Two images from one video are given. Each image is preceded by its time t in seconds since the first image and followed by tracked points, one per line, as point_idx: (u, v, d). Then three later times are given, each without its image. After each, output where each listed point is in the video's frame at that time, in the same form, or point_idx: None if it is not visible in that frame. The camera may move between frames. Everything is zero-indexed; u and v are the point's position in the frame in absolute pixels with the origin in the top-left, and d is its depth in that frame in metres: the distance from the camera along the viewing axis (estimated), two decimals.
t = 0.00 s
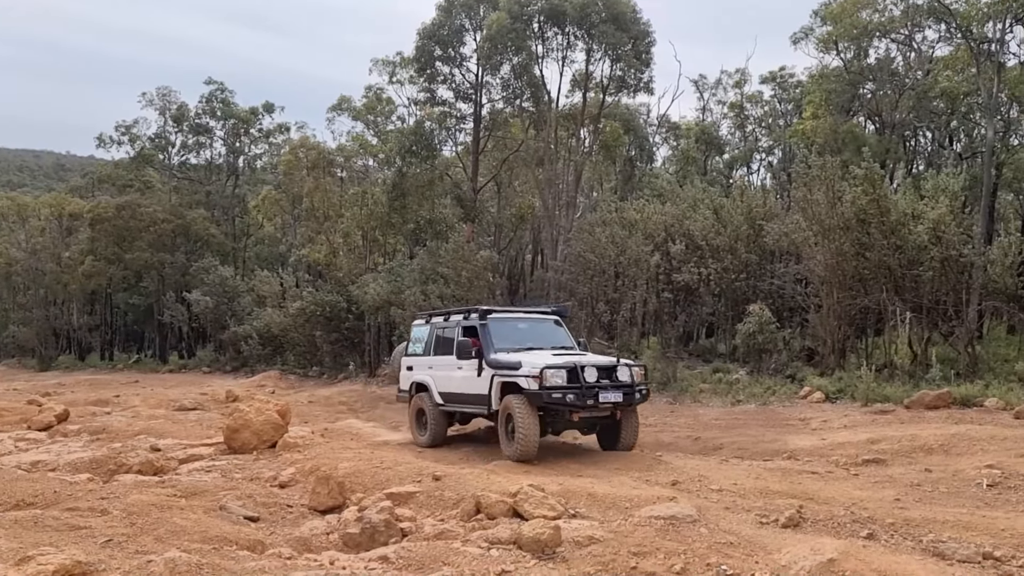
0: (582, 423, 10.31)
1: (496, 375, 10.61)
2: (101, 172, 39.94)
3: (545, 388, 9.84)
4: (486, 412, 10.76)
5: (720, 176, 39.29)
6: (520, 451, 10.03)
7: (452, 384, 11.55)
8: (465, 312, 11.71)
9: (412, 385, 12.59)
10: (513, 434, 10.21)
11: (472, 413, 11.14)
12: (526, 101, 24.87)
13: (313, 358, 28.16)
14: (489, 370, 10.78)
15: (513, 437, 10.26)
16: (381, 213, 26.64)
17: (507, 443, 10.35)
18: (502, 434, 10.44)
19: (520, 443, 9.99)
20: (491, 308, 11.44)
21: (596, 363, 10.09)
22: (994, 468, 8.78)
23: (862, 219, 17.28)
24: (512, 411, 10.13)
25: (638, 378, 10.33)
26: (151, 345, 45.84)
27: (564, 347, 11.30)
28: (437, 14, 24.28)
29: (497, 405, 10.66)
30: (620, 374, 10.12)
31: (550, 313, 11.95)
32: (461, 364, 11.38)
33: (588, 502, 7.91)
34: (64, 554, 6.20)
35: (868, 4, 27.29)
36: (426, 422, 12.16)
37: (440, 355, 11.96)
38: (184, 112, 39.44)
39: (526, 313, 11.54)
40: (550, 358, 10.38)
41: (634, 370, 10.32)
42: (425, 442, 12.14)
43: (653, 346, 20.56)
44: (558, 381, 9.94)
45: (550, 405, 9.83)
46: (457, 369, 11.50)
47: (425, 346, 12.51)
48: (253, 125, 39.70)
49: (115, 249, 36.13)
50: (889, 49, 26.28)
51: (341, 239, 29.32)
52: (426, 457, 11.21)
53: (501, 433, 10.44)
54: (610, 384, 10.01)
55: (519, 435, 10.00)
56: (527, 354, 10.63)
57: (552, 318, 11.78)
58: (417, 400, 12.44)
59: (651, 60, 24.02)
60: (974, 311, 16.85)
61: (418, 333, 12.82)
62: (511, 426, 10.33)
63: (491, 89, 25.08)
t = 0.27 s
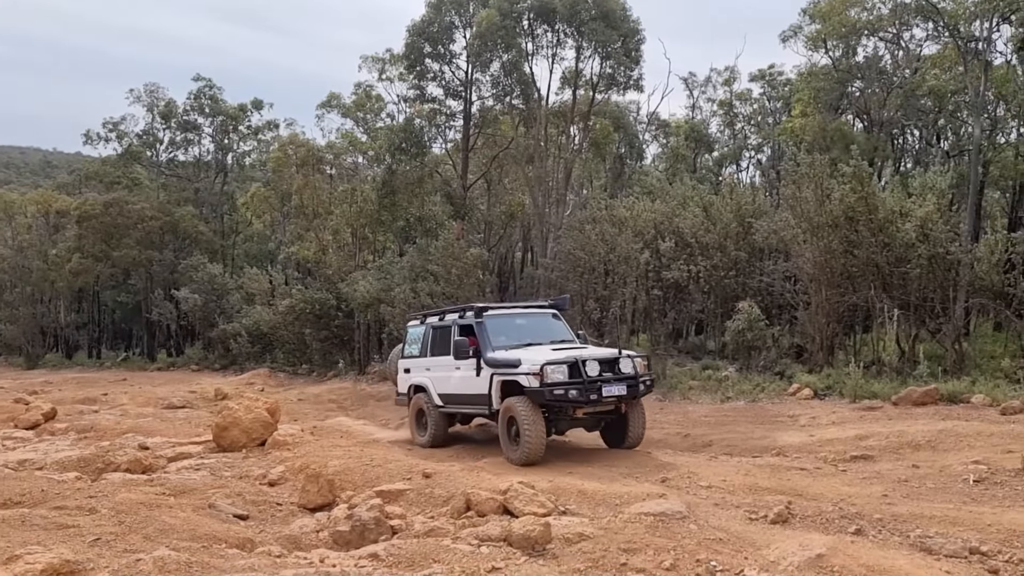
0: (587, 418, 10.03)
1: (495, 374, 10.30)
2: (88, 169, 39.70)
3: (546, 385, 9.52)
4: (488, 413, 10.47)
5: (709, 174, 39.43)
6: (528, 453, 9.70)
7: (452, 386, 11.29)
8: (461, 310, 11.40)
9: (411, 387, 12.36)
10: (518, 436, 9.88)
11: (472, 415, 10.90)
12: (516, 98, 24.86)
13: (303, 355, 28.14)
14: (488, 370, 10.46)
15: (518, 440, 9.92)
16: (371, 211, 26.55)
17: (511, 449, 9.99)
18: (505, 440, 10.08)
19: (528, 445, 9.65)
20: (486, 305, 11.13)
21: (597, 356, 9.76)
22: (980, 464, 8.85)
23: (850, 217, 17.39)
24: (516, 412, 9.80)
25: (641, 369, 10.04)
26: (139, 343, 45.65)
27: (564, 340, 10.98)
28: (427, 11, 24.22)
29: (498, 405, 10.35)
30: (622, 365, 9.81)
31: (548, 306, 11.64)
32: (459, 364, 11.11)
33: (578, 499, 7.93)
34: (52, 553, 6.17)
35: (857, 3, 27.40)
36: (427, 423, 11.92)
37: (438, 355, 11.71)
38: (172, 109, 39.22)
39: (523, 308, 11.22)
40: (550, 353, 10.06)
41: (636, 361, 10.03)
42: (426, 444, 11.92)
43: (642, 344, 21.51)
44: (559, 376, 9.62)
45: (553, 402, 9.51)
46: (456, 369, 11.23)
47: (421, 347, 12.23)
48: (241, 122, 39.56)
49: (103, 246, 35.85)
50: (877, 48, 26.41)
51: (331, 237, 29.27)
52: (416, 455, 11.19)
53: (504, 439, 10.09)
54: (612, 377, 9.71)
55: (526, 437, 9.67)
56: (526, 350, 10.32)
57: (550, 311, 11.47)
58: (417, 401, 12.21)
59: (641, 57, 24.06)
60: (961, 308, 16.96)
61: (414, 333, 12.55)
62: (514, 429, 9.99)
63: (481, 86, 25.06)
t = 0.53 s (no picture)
0: (573, 419, 9.76)
1: (477, 377, 9.96)
2: (53, 164, 39.07)
3: (530, 390, 9.20)
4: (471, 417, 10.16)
5: (681, 171, 39.70)
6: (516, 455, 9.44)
7: (432, 386, 10.96)
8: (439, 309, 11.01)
9: (390, 385, 12.04)
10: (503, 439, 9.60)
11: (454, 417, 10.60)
12: (489, 94, 24.83)
13: (274, 353, 27.95)
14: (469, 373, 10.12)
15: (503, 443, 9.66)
16: (342, 207, 26.29)
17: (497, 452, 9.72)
18: (489, 443, 9.80)
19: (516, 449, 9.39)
20: (465, 303, 10.74)
21: (581, 357, 9.44)
22: (945, 457, 9.00)
23: (819, 215, 17.57)
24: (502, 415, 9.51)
25: (627, 367, 9.76)
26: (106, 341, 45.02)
27: (547, 337, 10.62)
28: (399, 6, 24.07)
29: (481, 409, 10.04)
30: (608, 366, 9.51)
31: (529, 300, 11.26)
32: (440, 365, 10.77)
33: (551, 495, 7.96)
34: (16, 554, 6.06)
35: (826, 2, 27.67)
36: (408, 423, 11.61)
37: (417, 354, 11.35)
38: (140, 103, 38.67)
39: (503, 305, 10.84)
40: (532, 353, 9.72)
41: (622, 359, 9.74)
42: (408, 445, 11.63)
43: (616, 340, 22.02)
44: (543, 380, 9.30)
45: (537, 407, 9.20)
46: (436, 370, 10.89)
47: (398, 345, 11.85)
48: (211, 117, 39.11)
49: (69, 242, 35.20)
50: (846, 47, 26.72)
51: (302, 233, 29.06)
52: (389, 453, 11.14)
53: (488, 442, 9.81)
54: (598, 378, 9.41)
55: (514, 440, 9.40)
56: (508, 351, 9.96)
57: (531, 306, 11.10)
58: (398, 400, 11.89)
59: (613, 54, 24.13)
60: (927, 304, 17.24)
61: (391, 331, 12.17)
62: (499, 431, 9.72)
63: (454, 82, 24.99)
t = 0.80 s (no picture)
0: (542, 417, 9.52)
1: (444, 372, 9.67)
2: None
3: (497, 386, 8.94)
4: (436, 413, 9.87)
5: (635, 168, 40.05)
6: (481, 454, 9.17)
7: (397, 383, 10.64)
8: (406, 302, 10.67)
9: (354, 382, 11.73)
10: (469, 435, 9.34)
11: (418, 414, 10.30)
12: (443, 90, 24.73)
13: (225, 350, 27.52)
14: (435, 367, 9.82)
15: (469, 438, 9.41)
16: (293, 202, 25.51)
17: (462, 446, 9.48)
18: (454, 435, 9.56)
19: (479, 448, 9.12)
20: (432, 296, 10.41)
21: (551, 352, 9.19)
22: (888, 448, 9.24)
23: (769, 211, 17.92)
24: (469, 412, 9.23)
25: (598, 364, 9.54)
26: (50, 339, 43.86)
27: (516, 331, 10.32)
28: None
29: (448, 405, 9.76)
30: (578, 362, 9.27)
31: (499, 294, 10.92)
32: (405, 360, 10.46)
33: (505, 491, 7.98)
34: None
35: (776, 2, 28.12)
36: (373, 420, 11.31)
37: (382, 350, 11.02)
38: (84, 95, 37.73)
39: (472, 298, 10.52)
40: (501, 349, 9.43)
41: (594, 356, 9.51)
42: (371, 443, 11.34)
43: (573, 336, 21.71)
44: (512, 375, 9.03)
45: (504, 404, 8.95)
46: (401, 365, 10.57)
47: (364, 340, 11.52)
48: (158, 110, 38.32)
49: (9, 237, 34.02)
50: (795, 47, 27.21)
51: (253, 229, 28.66)
52: (342, 450, 11.06)
53: (454, 434, 9.56)
54: (568, 375, 9.18)
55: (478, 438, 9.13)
56: (476, 346, 9.65)
57: (501, 300, 10.77)
58: (362, 397, 11.59)
59: (567, 51, 24.23)
60: (872, 299, 17.73)
61: (357, 325, 11.84)
62: (466, 425, 9.46)
63: (408, 77, 24.83)
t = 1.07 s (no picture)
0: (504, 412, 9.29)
1: (403, 365, 9.38)
2: None
3: (461, 378, 8.70)
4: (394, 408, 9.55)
5: (579, 163, 40.30)
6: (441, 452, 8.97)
7: (353, 377, 10.27)
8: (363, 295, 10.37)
9: (306, 378, 11.28)
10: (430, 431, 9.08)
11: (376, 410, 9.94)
12: (386, 83, 24.49)
13: (162, 347, 26.86)
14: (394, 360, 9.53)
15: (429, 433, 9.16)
16: (234, 195, 25.09)
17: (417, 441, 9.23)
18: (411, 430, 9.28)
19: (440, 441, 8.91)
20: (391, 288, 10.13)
21: (516, 345, 8.99)
22: (822, 437, 9.49)
23: (710, 206, 18.25)
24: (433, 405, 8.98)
25: (562, 359, 9.36)
26: None
27: (477, 327, 10.12)
28: None
29: (406, 400, 9.47)
30: (543, 356, 9.09)
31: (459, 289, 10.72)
32: (361, 353, 10.11)
33: (448, 485, 7.97)
34: None
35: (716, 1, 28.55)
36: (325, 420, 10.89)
37: (338, 344, 10.62)
38: (11, 84, 36.39)
39: (432, 292, 10.28)
40: (464, 342, 9.21)
41: (558, 350, 9.34)
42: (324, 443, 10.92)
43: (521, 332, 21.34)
44: (475, 368, 8.81)
45: (467, 397, 8.71)
46: (358, 359, 10.22)
47: (318, 334, 11.10)
48: (91, 99, 37.18)
49: None
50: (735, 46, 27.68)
51: (191, 223, 28.04)
52: (283, 447, 10.90)
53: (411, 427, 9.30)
54: (532, 368, 8.97)
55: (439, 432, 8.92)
56: (437, 340, 9.41)
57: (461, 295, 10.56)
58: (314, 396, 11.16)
59: (511, 46, 24.24)
60: (809, 293, 18.13)
61: (309, 319, 11.41)
62: (423, 419, 9.23)
63: (350, 69, 24.53)
